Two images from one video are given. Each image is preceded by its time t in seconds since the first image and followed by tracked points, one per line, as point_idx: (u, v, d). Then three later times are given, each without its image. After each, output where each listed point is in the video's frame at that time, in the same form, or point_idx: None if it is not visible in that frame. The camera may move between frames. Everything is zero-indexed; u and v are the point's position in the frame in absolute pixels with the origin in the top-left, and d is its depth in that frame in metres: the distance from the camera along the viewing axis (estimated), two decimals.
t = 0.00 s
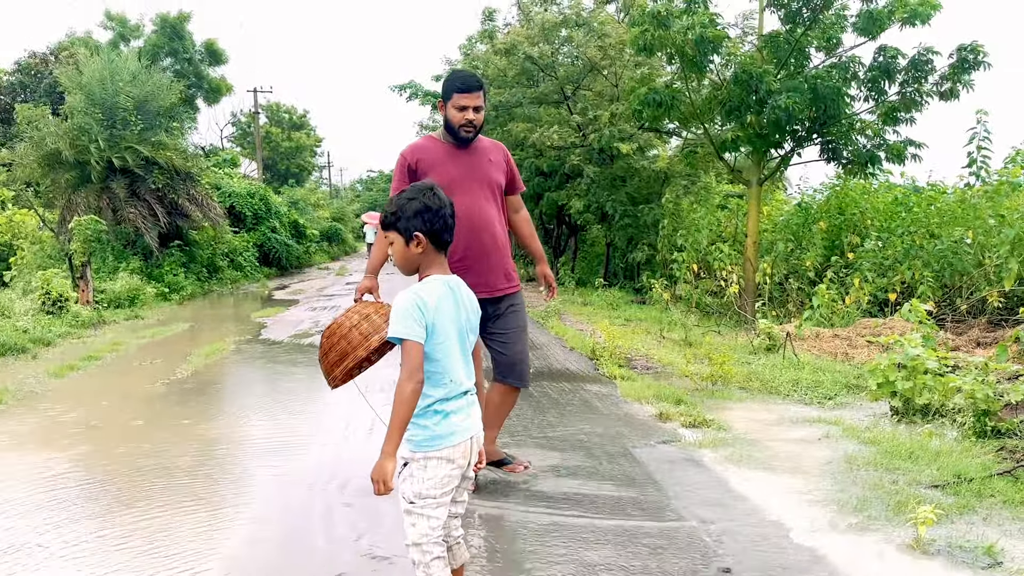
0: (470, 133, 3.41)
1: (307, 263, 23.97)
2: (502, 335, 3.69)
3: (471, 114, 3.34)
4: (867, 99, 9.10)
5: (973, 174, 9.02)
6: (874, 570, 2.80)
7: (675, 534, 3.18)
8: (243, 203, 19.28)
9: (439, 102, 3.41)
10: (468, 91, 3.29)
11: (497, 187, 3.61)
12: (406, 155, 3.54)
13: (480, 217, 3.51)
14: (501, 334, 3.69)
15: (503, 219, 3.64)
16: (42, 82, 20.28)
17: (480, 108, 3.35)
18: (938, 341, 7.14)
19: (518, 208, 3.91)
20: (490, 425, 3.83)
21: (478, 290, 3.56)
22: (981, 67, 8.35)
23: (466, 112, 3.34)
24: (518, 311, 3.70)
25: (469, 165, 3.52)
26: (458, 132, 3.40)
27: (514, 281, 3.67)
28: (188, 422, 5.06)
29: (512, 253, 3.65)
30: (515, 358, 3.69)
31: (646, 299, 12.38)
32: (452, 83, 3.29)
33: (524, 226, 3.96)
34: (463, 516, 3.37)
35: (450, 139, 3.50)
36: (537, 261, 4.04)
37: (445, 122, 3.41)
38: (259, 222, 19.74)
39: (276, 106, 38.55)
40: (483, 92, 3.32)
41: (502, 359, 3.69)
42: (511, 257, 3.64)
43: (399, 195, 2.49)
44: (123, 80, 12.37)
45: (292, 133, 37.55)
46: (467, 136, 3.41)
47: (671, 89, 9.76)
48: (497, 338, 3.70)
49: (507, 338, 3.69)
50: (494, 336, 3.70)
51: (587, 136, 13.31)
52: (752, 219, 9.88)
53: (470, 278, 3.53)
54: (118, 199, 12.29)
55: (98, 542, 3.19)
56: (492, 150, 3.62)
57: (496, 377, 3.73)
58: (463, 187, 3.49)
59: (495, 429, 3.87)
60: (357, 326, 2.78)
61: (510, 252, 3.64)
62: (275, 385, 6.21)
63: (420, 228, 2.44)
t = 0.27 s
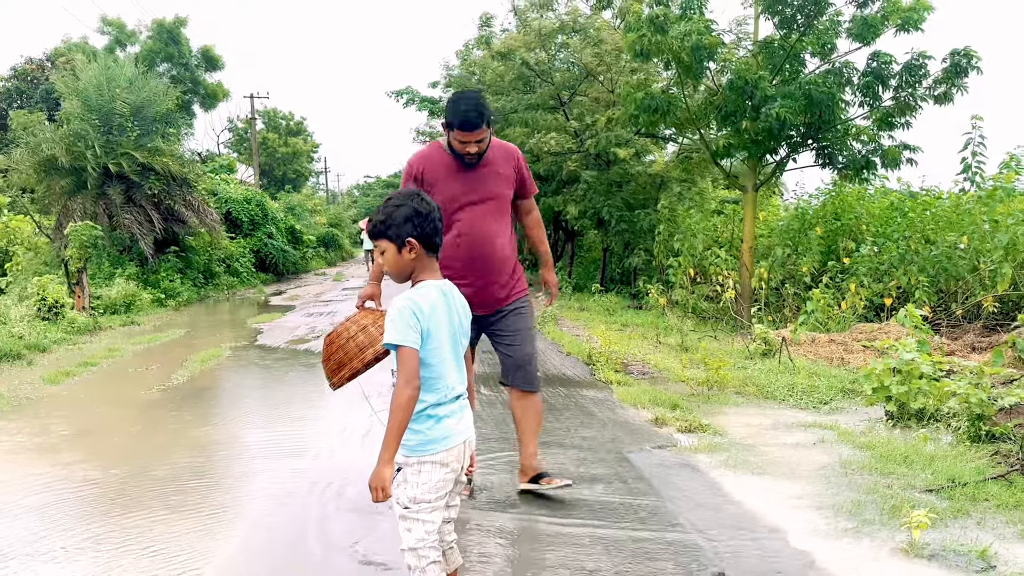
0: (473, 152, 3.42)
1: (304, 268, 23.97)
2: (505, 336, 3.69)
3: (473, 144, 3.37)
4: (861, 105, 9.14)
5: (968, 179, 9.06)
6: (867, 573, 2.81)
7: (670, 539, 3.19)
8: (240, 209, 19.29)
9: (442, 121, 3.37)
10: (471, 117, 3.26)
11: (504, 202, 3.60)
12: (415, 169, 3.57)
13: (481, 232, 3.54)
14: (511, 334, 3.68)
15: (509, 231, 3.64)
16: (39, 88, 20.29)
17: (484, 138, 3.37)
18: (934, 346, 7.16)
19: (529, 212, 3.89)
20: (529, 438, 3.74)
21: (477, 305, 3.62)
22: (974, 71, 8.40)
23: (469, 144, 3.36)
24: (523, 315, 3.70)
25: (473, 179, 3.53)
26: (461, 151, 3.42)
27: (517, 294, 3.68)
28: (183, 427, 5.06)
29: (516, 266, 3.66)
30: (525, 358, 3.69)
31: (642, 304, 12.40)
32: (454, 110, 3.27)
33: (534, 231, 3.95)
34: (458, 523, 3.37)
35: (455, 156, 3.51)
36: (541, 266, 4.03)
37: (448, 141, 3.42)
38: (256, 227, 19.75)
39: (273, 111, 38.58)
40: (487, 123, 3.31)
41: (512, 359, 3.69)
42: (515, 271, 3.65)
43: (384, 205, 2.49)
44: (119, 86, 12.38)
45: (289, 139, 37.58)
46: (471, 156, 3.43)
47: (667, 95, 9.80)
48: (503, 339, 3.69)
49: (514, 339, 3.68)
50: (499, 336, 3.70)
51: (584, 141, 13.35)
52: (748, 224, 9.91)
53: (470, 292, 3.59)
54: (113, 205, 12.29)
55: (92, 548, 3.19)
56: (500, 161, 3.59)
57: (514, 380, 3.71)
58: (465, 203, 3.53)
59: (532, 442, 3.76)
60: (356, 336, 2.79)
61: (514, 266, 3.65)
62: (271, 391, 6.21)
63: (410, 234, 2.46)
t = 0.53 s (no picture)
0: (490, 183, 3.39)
1: (298, 272, 23.95)
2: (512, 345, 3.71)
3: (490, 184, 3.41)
4: (854, 108, 9.21)
5: (959, 183, 9.13)
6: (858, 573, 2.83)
7: (663, 540, 3.21)
8: (235, 212, 19.27)
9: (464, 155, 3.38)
10: (484, 158, 3.25)
11: (518, 227, 3.55)
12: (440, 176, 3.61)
13: (489, 254, 3.54)
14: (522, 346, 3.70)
15: (522, 255, 3.59)
16: (32, 91, 20.25)
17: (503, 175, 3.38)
18: (926, 348, 7.21)
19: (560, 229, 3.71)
20: (538, 442, 3.72)
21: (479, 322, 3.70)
22: (965, 75, 8.47)
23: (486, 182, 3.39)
24: (529, 329, 3.70)
25: (488, 201, 3.50)
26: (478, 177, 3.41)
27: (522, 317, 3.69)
28: (178, 430, 5.06)
29: (524, 290, 3.65)
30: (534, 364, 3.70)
31: (636, 307, 12.44)
32: (472, 149, 3.27)
33: (568, 238, 3.69)
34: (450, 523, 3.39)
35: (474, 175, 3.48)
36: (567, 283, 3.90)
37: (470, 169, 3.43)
38: (250, 230, 19.73)
39: (268, 115, 38.56)
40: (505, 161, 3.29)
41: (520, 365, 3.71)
42: (522, 295, 3.64)
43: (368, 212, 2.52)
44: (113, 90, 12.37)
45: (284, 143, 37.57)
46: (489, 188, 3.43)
47: (661, 99, 9.85)
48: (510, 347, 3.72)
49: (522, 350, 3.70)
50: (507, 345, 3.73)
51: (579, 145, 13.39)
52: (741, 226, 9.96)
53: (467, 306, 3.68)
54: (107, 209, 12.27)
55: (84, 551, 3.19)
56: (521, 183, 3.50)
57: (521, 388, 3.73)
58: (477, 223, 3.54)
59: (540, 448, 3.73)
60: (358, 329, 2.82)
61: (522, 289, 3.64)
62: (265, 394, 6.21)
63: (400, 237, 2.48)
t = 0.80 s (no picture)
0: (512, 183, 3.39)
1: (290, 274, 23.90)
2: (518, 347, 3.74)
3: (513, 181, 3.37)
4: (845, 111, 9.28)
5: (950, 185, 9.20)
6: (851, 570, 2.86)
7: (658, 537, 3.24)
8: (227, 215, 19.22)
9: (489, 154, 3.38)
10: (508, 153, 3.23)
11: (533, 229, 3.55)
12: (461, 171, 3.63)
13: (502, 254, 3.56)
14: (529, 349, 3.71)
15: (536, 258, 3.61)
16: (23, 93, 20.16)
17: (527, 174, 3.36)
18: (917, 348, 7.27)
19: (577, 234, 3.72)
20: (535, 442, 3.73)
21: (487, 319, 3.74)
22: (955, 76, 8.54)
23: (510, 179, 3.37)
24: (535, 331, 3.70)
25: (505, 200, 3.51)
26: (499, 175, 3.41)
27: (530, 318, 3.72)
28: (172, 432, 5.05)
29: (534, 293, 3.67)
30: (540, 365, 3.72)
31: (630, 309, 12.47)
32: (498, 145, 3.25)
33: (583, 248, 3.77)
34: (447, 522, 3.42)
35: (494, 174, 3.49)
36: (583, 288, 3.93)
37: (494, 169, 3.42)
38: (242, 233, 19.68)
39: (261, 117, 38.48)
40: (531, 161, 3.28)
41: (526, 367, 3.73)
42: (531, 296, 3.67)
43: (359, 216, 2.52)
44: (105, 91, 12.33)
45: (276, 145, 37.49)
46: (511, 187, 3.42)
47: (654, 101, 9.89)
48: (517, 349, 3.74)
49: (529, 352, 3.72)
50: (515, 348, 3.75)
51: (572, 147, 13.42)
52: (733, 228, 10.02)
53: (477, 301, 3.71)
54: (99, 211, 12.23)
55: (80, 552, 3.19)
56: (540, 186, 3.50)
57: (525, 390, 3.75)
58: (493, 221, 3.55)
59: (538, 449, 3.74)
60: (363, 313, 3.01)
61: (531, 292, 3.66)
62: (260, 395, 6.21)
63: (394, 238, 2.49)
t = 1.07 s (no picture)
0: (525, 164, 3.43)
1: (282, 276, 23.84)
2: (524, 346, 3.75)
3: (529, 151, 3.39)
4: (836, 113, 9.35)
5: (939, 186, 9.28)
6: (843, 567, 2.89)
7: (653, 535, 3.27)
8: (218, 216, 19.16)
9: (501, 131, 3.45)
10: (526, 115, 3.31)
11: (543, 219, 3.56)
12: (473, 164, 3.67)
13: (511, 245, 3.57)
14: (535, 348, 3.71)
15: (544, 250, 3.61)
16: (13, 94, 20.05)
17: (541, 145, 3.39)
18: (907, 349, 7.33)
19: (586, 232, 3.73)
20: (532, 443, 3.75)
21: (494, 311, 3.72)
22: (944, 80, 8.62)
23: (524, 150, 3.39)
24: (540, 330, 3.70)
25: (517, 191, 3.54)
26: (513, 160, 3.45)
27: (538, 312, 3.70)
28: (165, 433, 5.04)
29: (542, 286, 3.66)
30: (546, 365, 3.71)
31: (622, 310, 12.51)
32: (512, 116, 3.34)
33: (588, 249, 3.78)
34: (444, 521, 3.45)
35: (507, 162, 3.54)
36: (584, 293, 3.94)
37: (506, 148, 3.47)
38: (233, 234, 19.61)
39: (251, 118, 38.35)
40: (543, 128, 3.34)
41: (531, 369, 3.73)
42: (538, 289, 3.66)
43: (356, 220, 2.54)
44: (96, 93, 12.29)
45: (267, 146, 37.38)
46: (524, 167, 3.45)
47: (646, 102, 9.94)
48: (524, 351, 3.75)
49: (535, 352, 3.72)
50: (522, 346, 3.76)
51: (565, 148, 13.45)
52: (724, 229, 10.07)
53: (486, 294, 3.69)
54: (89, 213, 12.18)
55: (74, 554, 3.19)
56: (551, 178, 3.54)
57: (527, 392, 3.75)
58: (503, 210, 3.56)
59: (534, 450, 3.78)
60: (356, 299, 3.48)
61: (540, 285, 3.65)
62: (253, 396, 6.20)
63: (391, 241, 2.51)
